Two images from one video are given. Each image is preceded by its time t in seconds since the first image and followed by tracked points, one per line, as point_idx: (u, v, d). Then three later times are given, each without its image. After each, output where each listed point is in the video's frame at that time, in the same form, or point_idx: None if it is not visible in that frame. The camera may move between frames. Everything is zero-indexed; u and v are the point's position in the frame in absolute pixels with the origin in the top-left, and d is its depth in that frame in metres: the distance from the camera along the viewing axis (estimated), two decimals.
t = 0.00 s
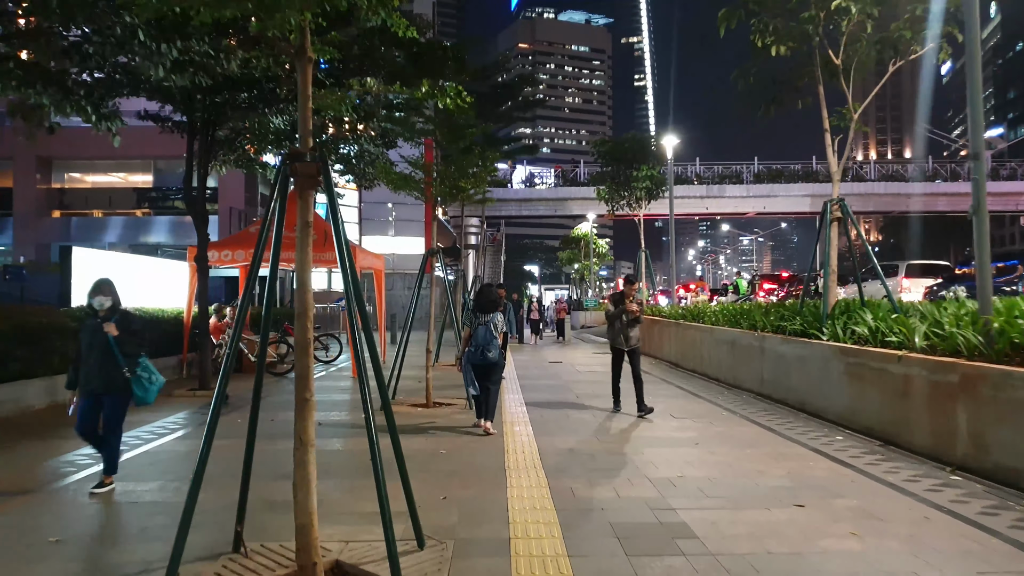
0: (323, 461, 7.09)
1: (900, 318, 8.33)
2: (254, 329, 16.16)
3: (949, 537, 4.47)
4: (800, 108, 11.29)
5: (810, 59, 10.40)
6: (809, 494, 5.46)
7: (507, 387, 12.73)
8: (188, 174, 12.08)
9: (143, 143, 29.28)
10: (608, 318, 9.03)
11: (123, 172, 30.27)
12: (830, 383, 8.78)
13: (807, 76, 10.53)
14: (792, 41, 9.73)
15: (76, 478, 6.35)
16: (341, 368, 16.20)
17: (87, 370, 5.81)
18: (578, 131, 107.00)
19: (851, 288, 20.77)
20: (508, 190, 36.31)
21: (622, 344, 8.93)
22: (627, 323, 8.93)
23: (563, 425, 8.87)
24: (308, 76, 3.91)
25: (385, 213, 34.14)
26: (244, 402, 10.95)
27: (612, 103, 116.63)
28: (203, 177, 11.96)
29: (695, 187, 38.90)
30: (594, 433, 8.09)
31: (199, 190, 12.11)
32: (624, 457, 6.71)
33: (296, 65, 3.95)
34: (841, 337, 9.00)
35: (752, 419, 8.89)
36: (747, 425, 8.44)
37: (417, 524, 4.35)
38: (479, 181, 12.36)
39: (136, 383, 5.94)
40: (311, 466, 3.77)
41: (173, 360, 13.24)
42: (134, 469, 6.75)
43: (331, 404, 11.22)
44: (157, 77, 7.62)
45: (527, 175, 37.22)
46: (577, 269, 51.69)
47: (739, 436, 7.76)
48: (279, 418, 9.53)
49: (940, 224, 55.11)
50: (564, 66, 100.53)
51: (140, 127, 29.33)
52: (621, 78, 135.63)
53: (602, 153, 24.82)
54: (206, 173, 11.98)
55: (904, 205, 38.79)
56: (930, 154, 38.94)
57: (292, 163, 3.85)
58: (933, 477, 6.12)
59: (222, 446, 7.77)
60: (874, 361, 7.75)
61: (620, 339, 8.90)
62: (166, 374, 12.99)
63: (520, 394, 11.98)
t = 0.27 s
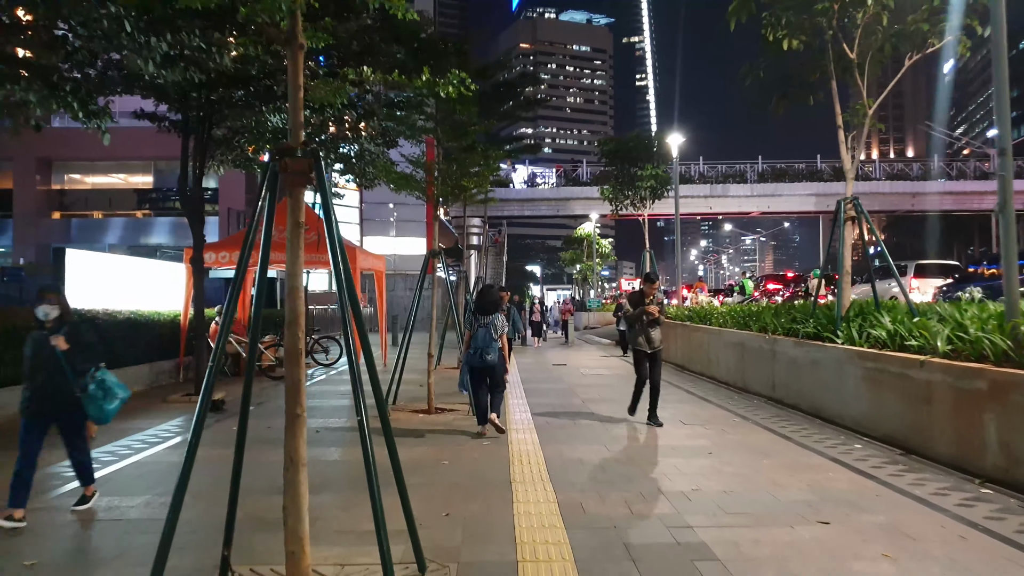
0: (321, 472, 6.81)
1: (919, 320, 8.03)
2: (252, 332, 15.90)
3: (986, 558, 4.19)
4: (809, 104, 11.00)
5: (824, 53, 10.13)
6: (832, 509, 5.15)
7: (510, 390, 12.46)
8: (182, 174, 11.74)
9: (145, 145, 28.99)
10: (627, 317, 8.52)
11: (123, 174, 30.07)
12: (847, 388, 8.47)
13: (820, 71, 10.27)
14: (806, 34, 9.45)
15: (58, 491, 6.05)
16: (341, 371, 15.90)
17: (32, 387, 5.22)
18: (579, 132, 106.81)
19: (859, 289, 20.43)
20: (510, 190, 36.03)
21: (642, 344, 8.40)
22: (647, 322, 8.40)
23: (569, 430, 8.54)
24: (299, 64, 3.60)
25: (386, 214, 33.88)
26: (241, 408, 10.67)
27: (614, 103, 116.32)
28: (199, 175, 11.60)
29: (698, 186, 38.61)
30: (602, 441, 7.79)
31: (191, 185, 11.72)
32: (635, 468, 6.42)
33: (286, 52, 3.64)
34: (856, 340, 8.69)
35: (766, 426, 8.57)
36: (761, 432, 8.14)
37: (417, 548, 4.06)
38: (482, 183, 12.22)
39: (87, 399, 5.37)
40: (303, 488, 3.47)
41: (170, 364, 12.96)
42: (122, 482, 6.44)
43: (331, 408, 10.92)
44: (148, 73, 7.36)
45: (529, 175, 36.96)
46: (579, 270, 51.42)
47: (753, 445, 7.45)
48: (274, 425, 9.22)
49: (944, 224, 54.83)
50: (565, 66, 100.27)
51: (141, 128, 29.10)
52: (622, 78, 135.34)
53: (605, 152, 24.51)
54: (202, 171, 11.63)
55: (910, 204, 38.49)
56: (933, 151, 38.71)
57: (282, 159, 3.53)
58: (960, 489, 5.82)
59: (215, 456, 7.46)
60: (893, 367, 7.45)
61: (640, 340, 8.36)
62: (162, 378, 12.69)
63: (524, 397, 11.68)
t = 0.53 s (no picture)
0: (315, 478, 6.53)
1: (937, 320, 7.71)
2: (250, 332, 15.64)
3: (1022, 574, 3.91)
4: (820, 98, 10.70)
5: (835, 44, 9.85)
6: (854, 519, 4.85)
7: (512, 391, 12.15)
8: (176, 172, 11.45)
9: (145, 144, 28.70)
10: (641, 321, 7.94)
11: (123, 173, 29.77)
12: (861, 391, 8.17)
13: (831, 63, 10.00)
14: (817, 25, 9.17)
15: (35, 500, 5.76)
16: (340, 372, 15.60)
17: None
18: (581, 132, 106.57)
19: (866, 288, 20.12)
20: (512, 189, 35.74)
21: (658, 350, 7.82)
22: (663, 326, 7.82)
23: (574, 434, 8.24)
24: (281, 40, 3.33)
25: (387, 213, 33.61)
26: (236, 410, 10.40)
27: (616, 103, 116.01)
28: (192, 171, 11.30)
29: (701, 185, 38.31)
30: (608, 445, 7.50)
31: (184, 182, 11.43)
32: (643, 475, 6.14)
33: (267, 27, 3.37)
34: (871, 340, 8.39)
35: (777, 430, 8.26)
36: (772, 436, 7.84)
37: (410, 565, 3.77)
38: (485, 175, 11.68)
39: (19, 405, 7.60)
40: (285, 504, 3.20)
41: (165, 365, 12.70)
42: (105, 491, 6.14)
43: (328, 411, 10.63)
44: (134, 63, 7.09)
45: (530, 174, 36.70)
46: (581, 270, 51.14)
47: (766, 449, 7.15)
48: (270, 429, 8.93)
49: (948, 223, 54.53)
50: (567, 66, 99.99)
51: (141, 127, 28.80)
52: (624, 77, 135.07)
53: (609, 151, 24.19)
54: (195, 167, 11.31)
55: (915, 203, 38.20)
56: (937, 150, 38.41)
57: (262, 141, 3.23)
58: (985, 497, 5.53)
59: (205, 462, 7.16)
60: (910, 369, 7.15)
61: (656, 346, 7.78)
62: (157, 379, 12.40)
63: (526, 399, 11.37)
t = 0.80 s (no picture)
0: (307, 493, 6.22)
1: (956, 323, 7.39)
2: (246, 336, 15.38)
3: None
4: (830, 94, 10.41)
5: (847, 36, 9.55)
6: (878, 538, 4.55)
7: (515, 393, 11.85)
8: (167, 171, 11.15)
9: (145, 145, 28.40)
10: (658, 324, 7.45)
11: (123, 174, 29.46)
12: (875, 395, 7.86)
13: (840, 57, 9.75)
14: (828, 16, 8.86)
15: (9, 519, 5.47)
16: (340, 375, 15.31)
17: None
18: (583, 131, 106.25)
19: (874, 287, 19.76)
20: (513, 189, 35.46)
21: (676, 355, 7.31)
22: (683, 330, 7.33)
23: (578, 440, 7.95)
24: (256, 21, 3.07)
25: (388, 213, 33.33)
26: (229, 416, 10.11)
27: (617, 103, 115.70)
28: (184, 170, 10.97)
29: (704, 184, 37.97)
30: (614, 453, 7.18)
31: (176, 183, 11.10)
32: (651, 487, 5.83)
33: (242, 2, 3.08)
34: (885, 343, 8.07)
35: (789, 436, 7.96)
36: (784, 444, 7.51)
37: None
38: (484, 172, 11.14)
39: None
40: (261, 533, 2.92)
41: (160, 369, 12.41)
42: (87, 505, 5.85)
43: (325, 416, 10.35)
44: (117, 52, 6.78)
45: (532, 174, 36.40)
46: (584, 269, 50.85)
47: (779, 458, 6.85)
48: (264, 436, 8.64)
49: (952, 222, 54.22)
50: (569, 66, 99.62)
51: (141, 128, 28.50)
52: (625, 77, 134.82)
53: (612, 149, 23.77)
54: (188, 166, 11.00)
55: (920, 201, 37.87)
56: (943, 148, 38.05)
57: (233, 131, 2.93)
58: (1015, 510, 5.21)
59: (194, 472, 6.87)
60: (928, 372, 6.84)
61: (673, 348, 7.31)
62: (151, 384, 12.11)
63: (528, 402, 11.08)
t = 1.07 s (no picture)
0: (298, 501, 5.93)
1: (978, 324, 7.08)
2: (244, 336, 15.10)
3: None
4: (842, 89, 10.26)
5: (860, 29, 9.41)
6: (905, 554, 4.26)
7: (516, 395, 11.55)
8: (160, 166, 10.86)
9: (146, 143, 28.07)
10: (680, 330, 7.01)
11: (123, 172, 29.11)
12: (892, 399, 7.56)
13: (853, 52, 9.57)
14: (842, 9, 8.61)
15: None
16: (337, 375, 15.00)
17: None
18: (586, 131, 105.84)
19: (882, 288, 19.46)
20: (516, 188, 35.18)
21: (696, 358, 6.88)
22: (707, 336, 6.91)
23: (582, 445, 7.64)
24: None
25: (389, 212, 33.02)
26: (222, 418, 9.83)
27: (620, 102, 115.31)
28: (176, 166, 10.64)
29: (708, 183, 37.61)
30: (618, 459, 6.88)
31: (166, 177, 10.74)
32: (659, 497, 5.54)
33: None
34: (902, 346, 7.76)
35: (802, 442, 7.65)
36: (796, 450, 7.22)
37: None
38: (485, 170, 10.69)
39: None
40: (234, 561, 2.62)
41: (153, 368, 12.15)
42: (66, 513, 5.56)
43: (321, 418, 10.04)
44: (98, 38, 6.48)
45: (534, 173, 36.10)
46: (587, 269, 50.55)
47: (792, 466, 6.56)
48: (256, 440, 8.33)
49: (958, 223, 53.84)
50: (572, 66, 99.24)
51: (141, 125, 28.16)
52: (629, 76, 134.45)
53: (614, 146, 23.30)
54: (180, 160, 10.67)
55: (927, 201, 37.54)
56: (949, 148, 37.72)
57: (204, 109, 2.62)
58: None
59: (181, 479, 6.56)
60: (949, 376, 6.55)
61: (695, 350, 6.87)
62: (144, 384, 11.80)
63: (530, 404, 10.77)
